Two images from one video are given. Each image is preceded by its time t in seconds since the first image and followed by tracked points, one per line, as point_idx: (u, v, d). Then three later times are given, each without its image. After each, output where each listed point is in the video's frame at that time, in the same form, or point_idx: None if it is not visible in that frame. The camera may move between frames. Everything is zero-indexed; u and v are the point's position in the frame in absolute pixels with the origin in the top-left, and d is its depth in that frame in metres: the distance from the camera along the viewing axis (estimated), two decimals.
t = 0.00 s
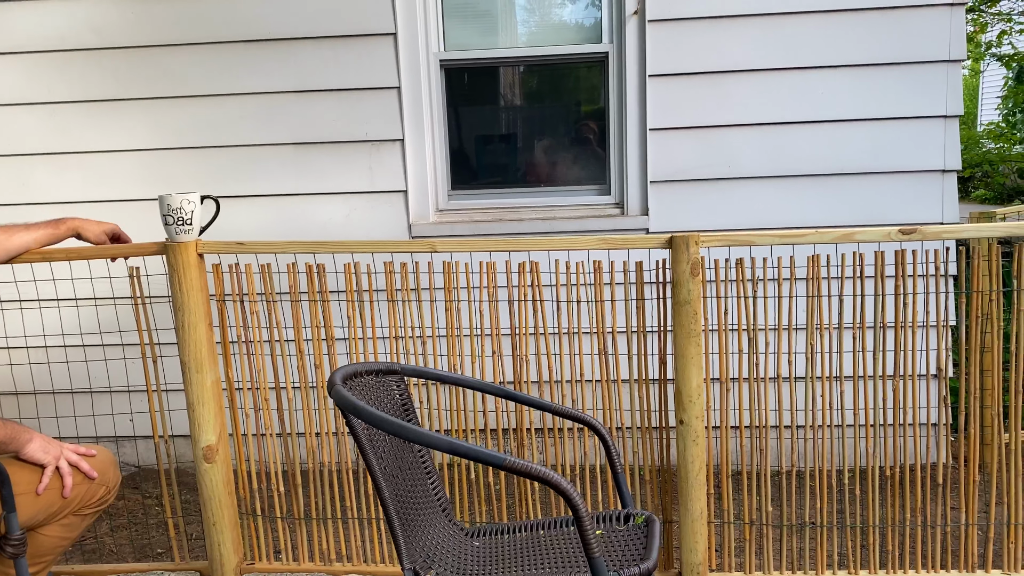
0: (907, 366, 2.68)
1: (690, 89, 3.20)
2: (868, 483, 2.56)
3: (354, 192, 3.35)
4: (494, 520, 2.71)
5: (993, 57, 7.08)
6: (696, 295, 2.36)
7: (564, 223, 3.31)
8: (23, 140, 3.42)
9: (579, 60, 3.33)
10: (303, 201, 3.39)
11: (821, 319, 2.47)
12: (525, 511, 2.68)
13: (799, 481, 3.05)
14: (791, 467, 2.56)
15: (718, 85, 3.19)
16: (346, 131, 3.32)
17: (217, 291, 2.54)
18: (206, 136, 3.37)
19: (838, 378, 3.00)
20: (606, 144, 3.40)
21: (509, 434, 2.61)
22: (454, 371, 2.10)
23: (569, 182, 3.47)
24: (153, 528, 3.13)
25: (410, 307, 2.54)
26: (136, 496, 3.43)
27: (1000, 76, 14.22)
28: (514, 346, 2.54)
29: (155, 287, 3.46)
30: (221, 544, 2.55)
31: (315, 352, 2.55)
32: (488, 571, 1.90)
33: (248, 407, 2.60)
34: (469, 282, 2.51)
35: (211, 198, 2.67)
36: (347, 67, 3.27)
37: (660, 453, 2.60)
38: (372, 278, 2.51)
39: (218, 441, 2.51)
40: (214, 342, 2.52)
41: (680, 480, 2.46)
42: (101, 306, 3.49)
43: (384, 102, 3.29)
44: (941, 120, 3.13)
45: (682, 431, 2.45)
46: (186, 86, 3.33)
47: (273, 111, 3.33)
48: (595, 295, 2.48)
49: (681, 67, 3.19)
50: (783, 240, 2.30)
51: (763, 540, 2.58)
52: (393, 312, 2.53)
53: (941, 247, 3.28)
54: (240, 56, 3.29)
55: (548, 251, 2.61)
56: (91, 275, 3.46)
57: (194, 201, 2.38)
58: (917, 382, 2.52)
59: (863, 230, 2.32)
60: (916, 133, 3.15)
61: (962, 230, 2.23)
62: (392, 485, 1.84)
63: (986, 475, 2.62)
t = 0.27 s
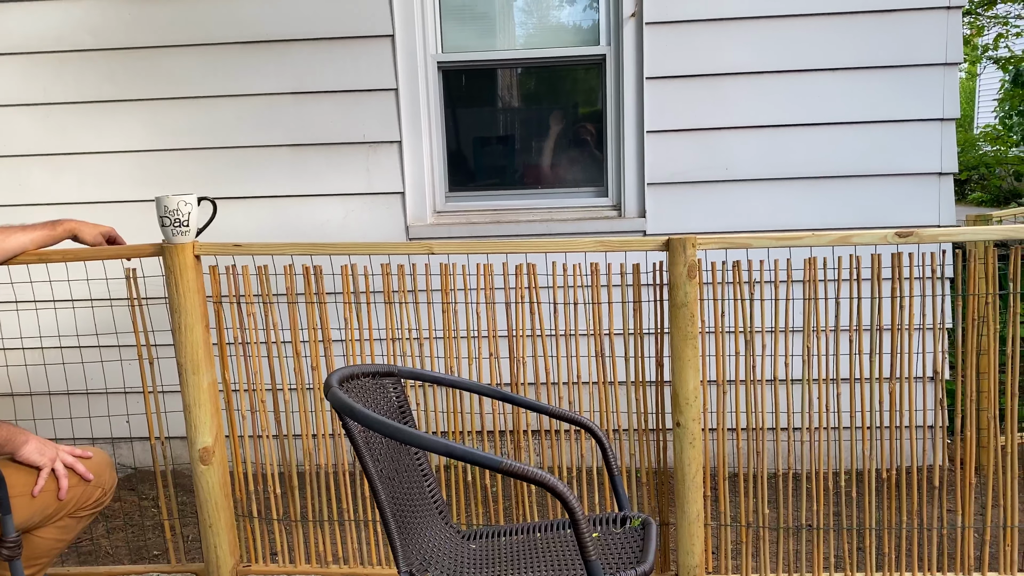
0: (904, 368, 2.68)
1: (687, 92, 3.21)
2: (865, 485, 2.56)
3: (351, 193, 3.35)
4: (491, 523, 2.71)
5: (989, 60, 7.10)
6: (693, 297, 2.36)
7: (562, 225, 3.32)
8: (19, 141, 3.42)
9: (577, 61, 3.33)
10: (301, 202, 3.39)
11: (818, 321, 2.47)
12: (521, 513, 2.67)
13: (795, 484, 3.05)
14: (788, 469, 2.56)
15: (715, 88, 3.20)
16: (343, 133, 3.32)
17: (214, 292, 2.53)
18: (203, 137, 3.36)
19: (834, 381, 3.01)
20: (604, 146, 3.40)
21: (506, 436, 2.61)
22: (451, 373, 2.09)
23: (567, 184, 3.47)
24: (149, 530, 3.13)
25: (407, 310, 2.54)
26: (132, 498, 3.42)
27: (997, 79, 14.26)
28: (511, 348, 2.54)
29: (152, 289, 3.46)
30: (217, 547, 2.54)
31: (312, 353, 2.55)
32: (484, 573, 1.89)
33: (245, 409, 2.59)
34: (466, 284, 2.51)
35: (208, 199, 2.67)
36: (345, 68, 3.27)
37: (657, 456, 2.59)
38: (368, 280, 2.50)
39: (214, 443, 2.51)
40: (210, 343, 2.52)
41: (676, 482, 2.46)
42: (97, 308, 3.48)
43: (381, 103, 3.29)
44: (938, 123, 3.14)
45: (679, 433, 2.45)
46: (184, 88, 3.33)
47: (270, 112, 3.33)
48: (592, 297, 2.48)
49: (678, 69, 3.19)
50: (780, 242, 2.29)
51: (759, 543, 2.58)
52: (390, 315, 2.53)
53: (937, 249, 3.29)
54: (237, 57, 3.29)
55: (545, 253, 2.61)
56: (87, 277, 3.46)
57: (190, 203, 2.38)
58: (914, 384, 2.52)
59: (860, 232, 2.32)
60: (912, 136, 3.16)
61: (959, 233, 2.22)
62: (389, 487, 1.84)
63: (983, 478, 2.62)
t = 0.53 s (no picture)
0: (902, 370, 2.68)
1: (686, 93, 3.21)
2: (863, 487, 2.55)
3: (350, 194, 3.35)
4: (489, 524, 2.70)
5: (988, 63, 7.10)
6: (692, 299, 2.36)
7: (560, 226, 3.32)
8: (18, 140, 3.41)
9: (576, 63, 3.33)
10: (300, 203, 3.39)
11: (817, 323, 2.46)
12: (519, 514, 2.67)
13: (794, 486, 3.05)
14: (786, 471, 2.56)
15: (714, 89, 3.20)
16: (342, 133, 3.32)
17: (212, 293, 2.53)
18: (202, 137, 3.36)
19: (833, 382, 3.01)
20: (603, 148, 3.40)
21: (505, 437, 2.60)
22: (449, 374, 2.09)
23: (565, 185, 3.47)
24: (146, 530, 3.13)
25: (406, 310, 2.54)
26: (130, 498, 3.42)
27: (996, 82, 14.27)
28: (509, 349, 2.53)
29: (150, 288, 3.46)
30: (215, 547, 2.54)
31: (310, 354, 2.54)
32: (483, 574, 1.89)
33: (243, 409, 2.59)
34: (465, 285, 2.50)
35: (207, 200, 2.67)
36: (345, 69, 3.27)
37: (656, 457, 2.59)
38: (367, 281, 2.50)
39: (212, 443, 2.51)
40: (209, 344, 2.51)
41: (675, 483, 2.46)
42: (96, 308, 3.48)
43: (381, 104, 3.29)
44: (936, 125, 3.14)
45: (677, 435, 2.44)
46: (183, 87, 3.33)
47: (269, 112, 3.33)
48: (591, 298, 2.48)
49: (677, 71, 3.19)
50: (779, 244, 2.28)
51: (758, 544, 2.58)
52: (388, 315, 2.53)
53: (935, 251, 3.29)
54: (237, 57, 3.29)
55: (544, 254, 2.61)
56: (86, 277, 3.46)
57: (190, 203, 2.37)
58: (912, 386, 2.51)
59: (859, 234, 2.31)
60: (911, 138, 3.16)
61: (957, 235, 2.22)
62: (387, 487, 1.84)
63: (981, 480, 2.61)
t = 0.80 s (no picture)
0: (899, 374, 2.68)
1: (685, 96, 3.21)
2: (859, 491, 2.56)
3: (348, 196, 3.35)
4: (487, 526, 2.70)
5: (987, 66, 7.11)
6: (689, 302, 2.36)
7: (558, 229, 3.32)
8: (16, 141, 3.42)
9: (575, 65, 3.34)
10: (298, 205, 3.39)
11: (814, 326, 2.45)
12: (516, 517, 2.67)
13: (790, 489, 3.05)
14: (783, 474, 2.56)
15: (712, 92, 3.20)
16: (341, 135, 3.32)
17: (210, 294, 2.53)
18: (201, 139, 3.37)
19: (830, 386, 3.01)
20: (601, 150, 3.41)
21: (502, 440, 2.60)
22: (446, 377, 2.09)
23: (564, 187, 3.48)
24: (144, 532, 3.13)
25: (403, 313, 2.53)
26: (127, 499, 3.42)
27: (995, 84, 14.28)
28: (506, 352, 2.53)
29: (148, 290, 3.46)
30: (212, 548, 2.55)
31: (308, 356, 2.54)
32: None
33: (241, 411, 2.60)
34: (462, 288, 2.50)
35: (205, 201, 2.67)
36: (343, 71, 3.28)
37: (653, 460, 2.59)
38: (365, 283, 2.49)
39: (210, 445, 2.51)
40: (207, 345, 2.51)
41: (671, 486, 2.46)
42: (94, 309, 3.48)
43: (379, 106, 3.29)
44: (934, 129, 3.15)
45: (674, 438, 2.44)
46: (182, 89, 3.33)
47: (268, 114, 3.33)
48: (588, 301, 2.48)
49: (675, 74, 3.20)
50: (776, 247, 2.28)
51: (754, 547, 2.58)
52: (386, 318, 2.52)
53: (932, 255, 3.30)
54: (236, 58, 3.29)
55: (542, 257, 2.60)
56: (84, 277, 3.46)
57: (187, 205, 2.37)
58: (909, 390, 2.51)
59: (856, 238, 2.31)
60: (909, 141, 3.17)
61: (954, 239, 2.22)
62: (383, 491, 1.84)
63: (978, 484, 2.62)
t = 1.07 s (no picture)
0: (899, 375, 2.68)
1: (685, 97, 3.21)
2: (858, 492, 2.55)
3: (349, 196, 3.35)
4: (486, 527, 2.70)
5: (987, 68, 7.12)
6: (689, 303, 2.35)
7: (558, 230, 3.32)
8: (16, 140, 3.41)
9: (575, 66, 3.34)
10: (298, 205, 3.39)
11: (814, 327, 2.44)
12: (516, 517, 2.67)
13: (790, 490, 3.05)
14: (783, 476, 2.55)
15: (713, 93, 3.21)
16: (341, 135, 3.32)
17: (209, 294, 2.53)
18: (201, 138, 3.36)
19: (830, 387, 3.01)
20: (601, 151, 3.41)
21: (502, 440, 2.60)
22: (446, 377, 2.09)
23: (564, 188, 3.48)
24: (143, 531, 3.13)
25: (403, 313, 2.52)
26: (126, 499, 3.42)
27: (994, 86, 14.32)
28: (506, 352, 2.53)
29: (147, 289, 3.46)
30: (211, 548, 2.54)
31: (308, 356, 2.54)
32: None
33: (240, 411, 2.60)
34: (462, 289, 2.50)
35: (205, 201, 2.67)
36: (344, 71, 3.28)
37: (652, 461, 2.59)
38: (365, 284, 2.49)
39: (209, 445, 2.50)
40: (206, 345, 2.51)
41: (671, 487, 2.46)
42: (93, 308, 3.48)
43: (380, 106, 3.29)
44: (934, 131, 3.15)
45: (674, 439, 2.44)
46: (182, 88, 3.33)
47: (268, 114, 3.33)
48: (588, 302, 2.47)
49: (676, 74, 3.20)
50: (777, 248, 2.28)
51: (754, 548, 2.57)
52: (386, 318, 2.52)
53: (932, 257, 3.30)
54: (236, 58, 3.29)
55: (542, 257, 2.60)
56: (83, 276, 3.46)
57: (188, 204, 2.37)
58: (909, 392, 2.51)
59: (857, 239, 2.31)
60: (909, 143, 3.17)
61: (955, 241, 2.22)
62: (383, 491, 1.83)
63: (977, 485, 2.62)
